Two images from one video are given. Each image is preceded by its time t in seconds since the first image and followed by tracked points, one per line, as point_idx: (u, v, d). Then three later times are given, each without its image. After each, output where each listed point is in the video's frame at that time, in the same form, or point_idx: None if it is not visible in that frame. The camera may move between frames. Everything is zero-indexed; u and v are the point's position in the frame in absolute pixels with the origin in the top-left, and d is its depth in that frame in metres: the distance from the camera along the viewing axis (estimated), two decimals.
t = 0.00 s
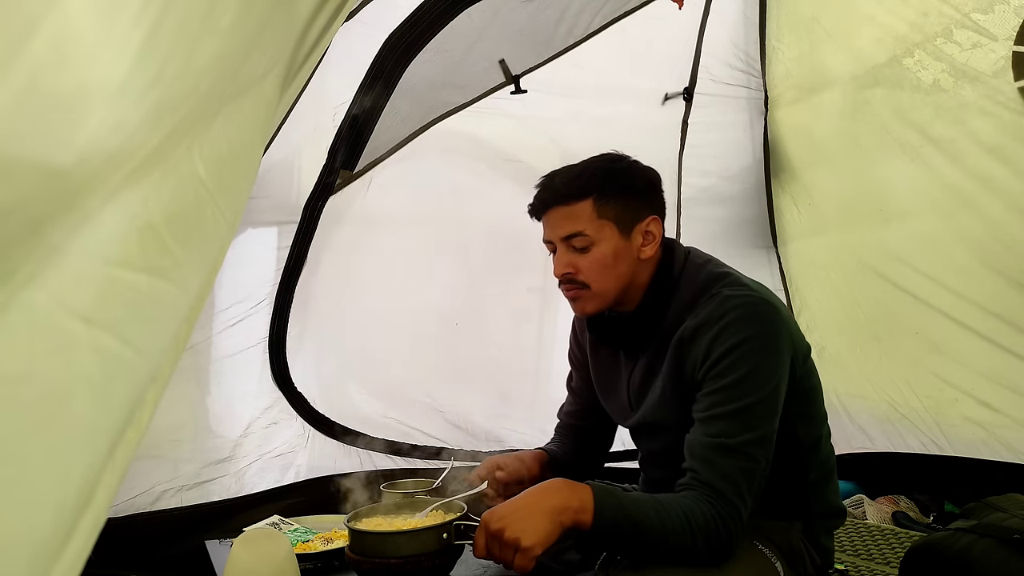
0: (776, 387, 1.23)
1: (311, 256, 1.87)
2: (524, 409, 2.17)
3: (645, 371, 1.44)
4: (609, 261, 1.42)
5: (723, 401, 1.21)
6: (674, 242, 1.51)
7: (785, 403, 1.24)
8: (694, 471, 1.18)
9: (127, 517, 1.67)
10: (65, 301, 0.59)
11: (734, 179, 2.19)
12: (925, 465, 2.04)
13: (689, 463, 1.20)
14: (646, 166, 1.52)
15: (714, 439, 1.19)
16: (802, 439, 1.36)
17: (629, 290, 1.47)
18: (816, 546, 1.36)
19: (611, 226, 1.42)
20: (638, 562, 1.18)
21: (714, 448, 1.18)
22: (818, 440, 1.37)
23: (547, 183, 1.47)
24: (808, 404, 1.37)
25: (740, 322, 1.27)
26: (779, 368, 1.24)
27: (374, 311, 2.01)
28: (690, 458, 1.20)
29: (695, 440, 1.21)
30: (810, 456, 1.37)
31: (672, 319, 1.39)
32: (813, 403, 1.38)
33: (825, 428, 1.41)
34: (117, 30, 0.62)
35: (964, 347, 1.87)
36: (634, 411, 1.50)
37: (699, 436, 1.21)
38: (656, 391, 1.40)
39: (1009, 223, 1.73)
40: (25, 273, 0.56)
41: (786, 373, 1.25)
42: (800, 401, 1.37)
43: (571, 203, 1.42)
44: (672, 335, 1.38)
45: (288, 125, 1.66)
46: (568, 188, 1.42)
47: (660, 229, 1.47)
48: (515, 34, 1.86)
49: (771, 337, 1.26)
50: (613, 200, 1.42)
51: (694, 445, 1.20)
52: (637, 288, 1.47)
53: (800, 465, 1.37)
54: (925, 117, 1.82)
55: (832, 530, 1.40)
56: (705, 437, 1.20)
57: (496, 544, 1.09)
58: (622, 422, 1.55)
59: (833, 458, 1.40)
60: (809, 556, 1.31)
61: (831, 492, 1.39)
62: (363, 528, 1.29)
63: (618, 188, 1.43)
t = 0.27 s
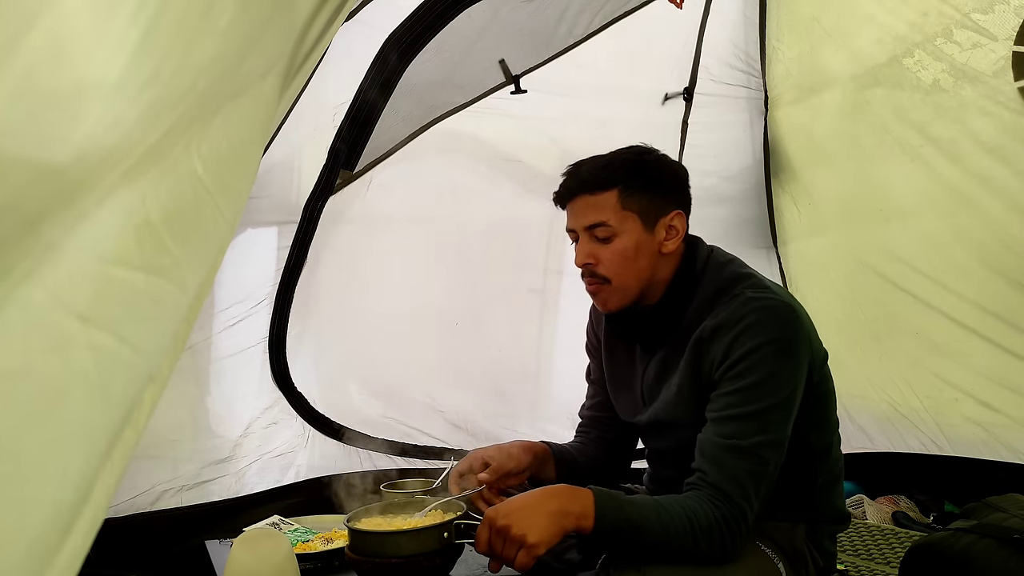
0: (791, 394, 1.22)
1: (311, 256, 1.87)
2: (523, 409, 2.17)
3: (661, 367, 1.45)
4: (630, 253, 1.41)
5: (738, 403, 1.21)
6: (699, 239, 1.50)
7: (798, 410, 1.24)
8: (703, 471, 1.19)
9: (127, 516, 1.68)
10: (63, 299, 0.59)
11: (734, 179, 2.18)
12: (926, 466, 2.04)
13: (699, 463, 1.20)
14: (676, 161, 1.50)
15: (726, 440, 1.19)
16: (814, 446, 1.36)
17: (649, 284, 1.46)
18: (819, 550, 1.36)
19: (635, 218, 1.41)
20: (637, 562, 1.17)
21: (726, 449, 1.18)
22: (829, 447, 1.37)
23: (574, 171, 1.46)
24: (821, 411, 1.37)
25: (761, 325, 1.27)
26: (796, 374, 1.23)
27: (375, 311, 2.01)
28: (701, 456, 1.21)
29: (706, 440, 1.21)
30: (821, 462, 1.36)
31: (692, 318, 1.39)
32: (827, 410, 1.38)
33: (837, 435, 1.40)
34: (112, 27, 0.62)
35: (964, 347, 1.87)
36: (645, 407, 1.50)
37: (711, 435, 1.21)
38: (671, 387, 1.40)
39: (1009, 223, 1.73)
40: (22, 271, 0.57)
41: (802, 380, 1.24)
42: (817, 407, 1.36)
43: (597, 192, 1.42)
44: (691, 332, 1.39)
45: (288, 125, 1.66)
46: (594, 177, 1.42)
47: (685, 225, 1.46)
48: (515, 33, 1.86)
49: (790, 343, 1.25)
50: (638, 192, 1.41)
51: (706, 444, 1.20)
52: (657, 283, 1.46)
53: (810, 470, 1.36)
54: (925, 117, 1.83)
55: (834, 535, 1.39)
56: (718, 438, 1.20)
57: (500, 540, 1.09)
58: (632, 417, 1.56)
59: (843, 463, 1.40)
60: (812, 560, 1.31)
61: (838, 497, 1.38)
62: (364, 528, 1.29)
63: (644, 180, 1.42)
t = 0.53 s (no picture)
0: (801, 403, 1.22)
1: (311, 256, 1.87)
2: (523, 410, 2.16)
3: (667, 369, 1.45)
4: (643, 250, 1.41)
5: (748, 410, 1.21)
6: (712, 238, 1.50)
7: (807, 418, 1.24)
8: (708, 475, 1.19)
9: (127, 516, 1.68)
10: (63, 299, 0.59)
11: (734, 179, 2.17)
12: (926, 466, 2.04)
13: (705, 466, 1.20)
14: (694, 158, 1.50)
15: (732, 446, 1.18)
16: (819, 452, 1.36)
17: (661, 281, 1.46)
18: (822, 555, 1.36)
19: (649, 215, 1.41)
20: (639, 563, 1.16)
21: (733, 455, 1.18)
22: (835, 454, 1.37)
23: (590, 164, 1.46)
24: (828, 418, 1.37)
25: (774, 332, 1.26)
26: (807, 383, 1.23)
27: (375, 311, 2.01)
28: (706, 460, 1.20)
29: (713, 445, 1.21)
30: (825, 468, 1.36)
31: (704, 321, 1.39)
32: (834, 417, 1.38)
33: (844, 441, 1.40)
34: (111, 28, 0.62)
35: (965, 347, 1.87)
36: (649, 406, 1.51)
37: (719, 440, 1.20)
38: (678, 388, 1.40)
39: (1010, 224, 1.74)
40: (22, 271, 0.58)
41: (812, 389, 1.24)
42: (823, 414, 1.36)
43: (612, 187, 1.42)
44: (701, 335, 1.38)
45: (288, 125, 1.66)
46: (610, 171, 1.42)
47: (700, 223, 1.46)
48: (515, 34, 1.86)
49: (801, 352, 1.25)
50: (654, 189, 1.41)
51: (712, 448, 1.20)
52: (669, 280, 1.46)
53: (814, 476, 1.36)
54: (925, 117, 1.83)
55: (835, 539, 1.39)
56: (726, 443, 1.19)
57: (505, 533, 1.11)
58: (635, 418, 1.56)
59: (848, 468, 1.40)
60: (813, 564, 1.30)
61: (842, 502, 1.38)
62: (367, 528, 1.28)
63: (660, 176, 1.42)
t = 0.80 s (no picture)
0: (802, 406, 1.22)
1: (311, 256, 1.87)
2: (523, 410, 2.17)
3: (669, 369, 1.45)
4: (647, 249, 1.42)
5: (750, 412, 1.21)
6: (718, 238, 1.50)
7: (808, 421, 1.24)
8: (709, 477, 1.18)
9: (127, 516, 1.67)
10: (64, 300, 0.59)
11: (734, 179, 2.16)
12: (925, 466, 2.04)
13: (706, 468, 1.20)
14: (700, 157, 1.50)
15: (734, 449, 1.18)
16: (820, 453, 1.36)
17: (665, 280, 1.47)
18: (823, 556, 1.35)
19: (654, 214, 1.41)
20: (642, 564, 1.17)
21: (734, 457, 1.18)
22: (835, 456, 1.37)
23: (596, 162, 1.46)
24: (829, 420, 1.36)
25: (777, 334, 1.26)
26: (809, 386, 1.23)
27: (375, 311, 2.01)
28: (708, 462, 1.20)
29: (714, 447, 1.20)
30: (826, 470, 1.36)
31: (706, 321, 1.39)
32: (835, 419, 1.38)
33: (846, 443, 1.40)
34: (114, 27, 0.61)
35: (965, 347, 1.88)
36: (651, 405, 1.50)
37: (720, 442, 1.20)
38: (681, 389, 1.40)
39: (1009, 223, 1.74)
40: (23, 273, 0.57)
41: (814, 392, 1.24)
42: (824, 417, 1.36)
43: (617, 185, 1.42)
44: (704, 336, 1.38)
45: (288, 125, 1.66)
46: (616, 170, 1.42)
47: (705, 223, 1.46)
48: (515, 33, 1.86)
49: (804, 355, 1.25)
50: (659, 188, 1.41)
51: (713, 450, 1.20)
52: (673, 280, 1.47)
53: (815, 477, 1.36)
54: (925, 117, 1.84)
55: (835, 539, 1.38)
56: (727, 445, 1.19)
57: (509, 525, 1.11)
58: (636, 417, 1.56)
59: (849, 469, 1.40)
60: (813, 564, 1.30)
61: (842, 503, 1.38)
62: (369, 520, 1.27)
63: (666, 175, 1.42)
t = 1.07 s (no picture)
0: (807, 410, 1.22)
1: (311, 256, 1.87)
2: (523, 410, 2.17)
3: (671, 369, 1.45)
4: (651, 252, 1.42)
5: (755, 414, 1.20)
6: (720, 237, 1.50)
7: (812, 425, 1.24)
8: (712, 478, 1.18)
9: (126, 516, 1.66)
10: (57, 296, 0.59)
11: (734, 178, 2.16)
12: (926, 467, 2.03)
13: (710, 468, 1.19)
14: (701, 156, 1.50)
15: (737, 450, 1.18)
16: (823, 456, 1.36)
17: (670, 281, 1.47)
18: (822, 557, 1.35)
19: (657, 217, 1.41)
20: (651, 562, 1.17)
21: (738, 459, 1.18)
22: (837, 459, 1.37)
23: (597, 165, 1.46)
24: (831, 422, 1.37)
25: (784, 338, 1.26)
26: (814, 390, 1.23)
27: (375, 311, 2.01)
28: (711, 462, 1.20)
29: (717, 448, 1.20)
30: (827, 472, 1.36)
31: (711, 324, 1.39)
32: (836, 421, 1.38)
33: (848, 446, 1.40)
34: (104, 25, 0.62)
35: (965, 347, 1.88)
36: (653, 405, 1.50)
37: (724, 443, 1.20)
38: (683, 389, 1.40)
39: (1010, 223, 1.74)
40: (14, 268, 0.58)
41: (819, 396, 1.24)
42: (825, 420, 1.36)
43: (619, 188, 1.42)
44: (708, 338, 1.38)
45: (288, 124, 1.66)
46: (617, 173, 1.42)
47: (708, 223, 1.46)
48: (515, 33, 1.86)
49: (809, 360, 1.25)
50: (661, 190, 1.41)
51: (716, 451, 1.20)
52: (677, 280, 1.47)
53: (816, 479, 1.36)
54: (925, 117, 1.84)
55: (834, 540, 1.38)
56: (732, 446, 1.19)
57: (519, 497, 1.08)
58: (639, 417, 1.56)
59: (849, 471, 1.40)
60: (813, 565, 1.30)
61: (842, 504, 1.38)
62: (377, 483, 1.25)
63: (667, 177, 1.42)
